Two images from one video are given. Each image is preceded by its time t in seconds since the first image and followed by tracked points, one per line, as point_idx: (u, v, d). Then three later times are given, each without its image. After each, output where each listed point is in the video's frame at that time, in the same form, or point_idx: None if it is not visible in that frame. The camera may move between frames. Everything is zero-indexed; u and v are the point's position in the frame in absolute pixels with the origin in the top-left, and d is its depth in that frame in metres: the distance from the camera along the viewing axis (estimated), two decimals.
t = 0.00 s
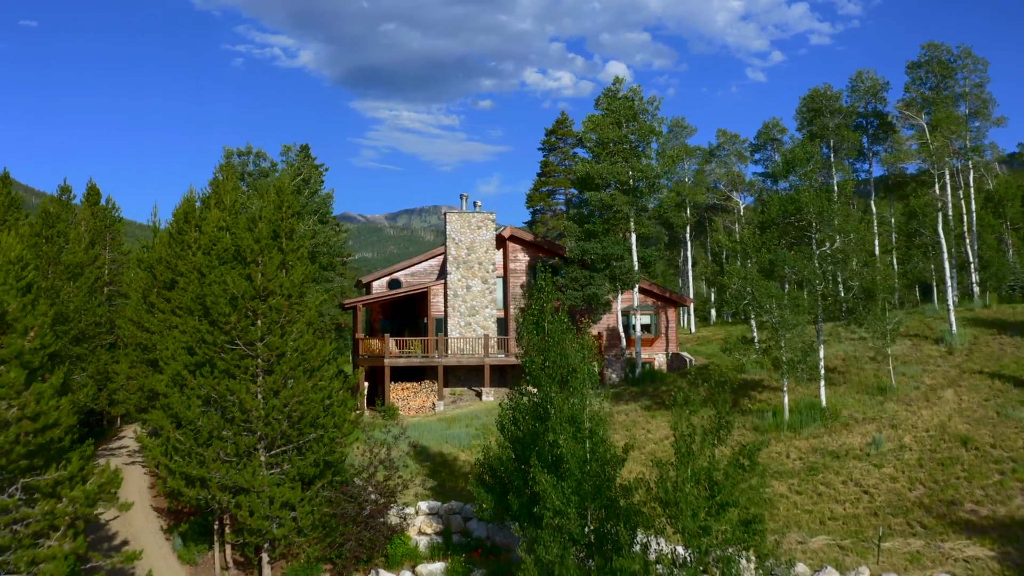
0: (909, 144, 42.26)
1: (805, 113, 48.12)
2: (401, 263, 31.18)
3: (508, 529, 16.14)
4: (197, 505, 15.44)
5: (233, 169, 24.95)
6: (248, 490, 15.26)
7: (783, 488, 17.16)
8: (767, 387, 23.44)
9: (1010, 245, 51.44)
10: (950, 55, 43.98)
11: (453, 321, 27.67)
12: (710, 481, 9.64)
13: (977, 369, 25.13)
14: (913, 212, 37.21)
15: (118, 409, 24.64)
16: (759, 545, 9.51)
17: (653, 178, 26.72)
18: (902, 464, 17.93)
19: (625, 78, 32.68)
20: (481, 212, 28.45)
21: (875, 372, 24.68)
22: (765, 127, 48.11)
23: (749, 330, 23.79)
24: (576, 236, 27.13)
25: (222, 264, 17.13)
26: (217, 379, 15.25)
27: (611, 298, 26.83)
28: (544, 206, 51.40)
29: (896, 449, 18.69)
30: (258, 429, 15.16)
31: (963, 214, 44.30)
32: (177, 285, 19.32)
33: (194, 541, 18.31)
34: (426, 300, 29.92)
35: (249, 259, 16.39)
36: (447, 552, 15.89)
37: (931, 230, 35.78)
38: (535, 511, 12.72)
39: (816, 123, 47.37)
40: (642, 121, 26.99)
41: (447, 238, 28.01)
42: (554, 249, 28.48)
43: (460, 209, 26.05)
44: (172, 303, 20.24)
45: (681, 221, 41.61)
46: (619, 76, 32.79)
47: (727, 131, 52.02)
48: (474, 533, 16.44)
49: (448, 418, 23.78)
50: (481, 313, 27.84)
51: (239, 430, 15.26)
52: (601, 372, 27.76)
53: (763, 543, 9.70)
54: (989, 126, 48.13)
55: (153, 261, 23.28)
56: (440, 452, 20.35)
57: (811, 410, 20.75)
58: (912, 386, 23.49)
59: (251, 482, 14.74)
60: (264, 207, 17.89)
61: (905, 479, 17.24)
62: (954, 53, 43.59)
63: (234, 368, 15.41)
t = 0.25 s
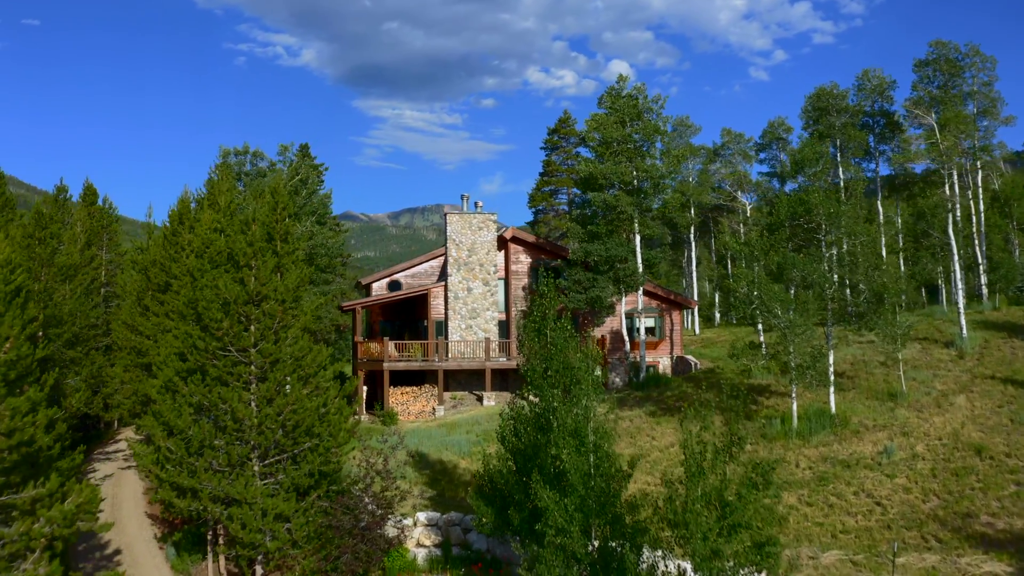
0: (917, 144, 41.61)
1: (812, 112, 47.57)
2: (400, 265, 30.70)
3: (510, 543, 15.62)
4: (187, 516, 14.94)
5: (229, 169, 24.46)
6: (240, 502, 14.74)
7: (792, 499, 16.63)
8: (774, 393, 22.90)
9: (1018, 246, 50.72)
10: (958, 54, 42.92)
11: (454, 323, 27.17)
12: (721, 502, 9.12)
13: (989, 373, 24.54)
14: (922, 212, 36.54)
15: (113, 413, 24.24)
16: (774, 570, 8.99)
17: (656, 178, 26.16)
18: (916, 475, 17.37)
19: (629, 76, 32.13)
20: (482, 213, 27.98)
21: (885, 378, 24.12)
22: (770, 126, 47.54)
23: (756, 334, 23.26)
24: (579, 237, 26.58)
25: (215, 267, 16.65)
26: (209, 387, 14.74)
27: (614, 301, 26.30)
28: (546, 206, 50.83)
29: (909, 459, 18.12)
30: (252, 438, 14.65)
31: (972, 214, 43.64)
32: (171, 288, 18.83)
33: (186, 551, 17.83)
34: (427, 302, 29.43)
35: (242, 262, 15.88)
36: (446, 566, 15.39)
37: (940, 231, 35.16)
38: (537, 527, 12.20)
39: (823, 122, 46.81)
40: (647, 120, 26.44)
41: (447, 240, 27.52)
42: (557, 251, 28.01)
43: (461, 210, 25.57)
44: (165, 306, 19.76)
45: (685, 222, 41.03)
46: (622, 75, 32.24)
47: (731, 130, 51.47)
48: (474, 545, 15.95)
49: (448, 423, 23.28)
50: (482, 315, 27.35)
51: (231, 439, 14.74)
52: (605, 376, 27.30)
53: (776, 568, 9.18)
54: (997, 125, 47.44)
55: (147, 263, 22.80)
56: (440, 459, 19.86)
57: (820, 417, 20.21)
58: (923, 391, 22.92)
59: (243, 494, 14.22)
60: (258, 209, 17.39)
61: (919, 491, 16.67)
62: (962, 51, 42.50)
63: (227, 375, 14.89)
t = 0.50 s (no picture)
0: (927, 143, 40.88)
1: (819, 110, 46.89)
2: (401, 266, 30.16)
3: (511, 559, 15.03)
4: (177, 531, 14.39)
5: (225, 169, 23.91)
6: (231, 516, 14.16)
7: (804, 513, 16.02)
8: (784, 399, 22.29)
9: None
10: (968, 51, 42.16)
11: (455, 327, 26.60)
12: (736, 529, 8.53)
13: (1005, 379, 23.85)
14: (933, 213, 35.82)
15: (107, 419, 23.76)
16: None
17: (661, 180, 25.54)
18: (933, 487, 16.71)
19: (634, 74, 31.47)
20: (484, 213, 27.43)
21: (898, 384, 23.47)
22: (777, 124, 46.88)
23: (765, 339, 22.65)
24: (583, 239, 25.93)
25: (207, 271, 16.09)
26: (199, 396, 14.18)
27: (619, 304, 25.68)
28: (550, 206, 50.22)
29: (925, 470, 17.46)
30: (243, 450, 14.07)
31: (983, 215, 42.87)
32: (163, 292, 18.29)
33: (179, 564, 17.31)
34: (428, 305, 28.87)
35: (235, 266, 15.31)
36: None
37: (952, 232, 34.46)
38: (539, 547, 11.61)
39: (830, 120, 46.12)
40: (653, 118, 25.81)
41: (449, 241, 26.96)
42: (561, 253, 27.43)
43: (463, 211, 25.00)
44: (158, 311, 19.22)
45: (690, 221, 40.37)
46: (627, 72, 31.58)
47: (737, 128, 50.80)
48: (474, 561, 15.37)
49: (449, 430, 22.73)
50: (484, 318, 26.77)
51: (222, 451, 14.18)
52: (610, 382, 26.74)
53: None
54: (1008, 124, 46.61)
55: (140, 265, 22.27)
56: (440, 468, 19.30)
57: (832, 425, 19.58)
58: (937, 398, 22.25)
59: (234, 508, 13.65)
60: (252, 210, 16.83)
61: (937, 505, 15.97)
62: (972, 49, 41.75)
63: (218, 384, 14.32)
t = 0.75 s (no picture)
0: (936, 141, 40.21)
1: (826, 109, 46.29)
2: (402, 267, 29.68)
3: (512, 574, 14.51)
4: (168, 544, 13.95)
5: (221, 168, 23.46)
6: (223, 528, 13.69)
7: (816, 525, 15.48)
8: (792, 405, 21.77)
9: None
10: (977, 49, 41.36)
11: (456, 329, 26.11)
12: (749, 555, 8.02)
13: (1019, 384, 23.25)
14: (942, 213, 35.16)
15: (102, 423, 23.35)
16: None
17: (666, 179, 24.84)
18: (948, 498, 16.11)
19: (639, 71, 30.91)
20: (486, 214, 26.95)
21: (909, 390, 22.91)
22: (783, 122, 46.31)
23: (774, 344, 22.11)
24: (586, 241, 25.32)
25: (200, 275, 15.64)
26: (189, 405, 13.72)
27: (624, 307, 25.16)
28: (553, 205, 49.70)
29: (940, 481, 16.88)
30: (235, 460, 13.61)
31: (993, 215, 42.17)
32: (156, 295, 17.86)
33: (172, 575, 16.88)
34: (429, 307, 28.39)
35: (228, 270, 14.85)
36: None
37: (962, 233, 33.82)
38: (541, 566, 11.13)
39: (837, 119, 45.52)
40: (658, 117, 25.26)
41: (450, 242, 26.47)
42: (564, 254, 26.96)
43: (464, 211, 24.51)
44: (151, 314, 18.78)
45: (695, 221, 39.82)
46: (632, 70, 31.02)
47: (742, 126, 50.24)
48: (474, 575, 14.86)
49: (450, 435, 22.28)
50: (486, 321, 26.29)
51: (214, 461, 13.72)
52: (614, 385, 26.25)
53: None
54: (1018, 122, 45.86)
55: (135, 267, 21.83)
56: (440, 476, 18.81)
57: (843, 433, 19.07)
58: (950, 404, 21.67)
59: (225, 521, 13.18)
60: (246, 212, 16.38)
61: (952, 518, 15.24)
62: (981, 46, 40.95)
63: (209, 392, 13.87)
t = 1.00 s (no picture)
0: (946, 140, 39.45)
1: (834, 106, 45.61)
2: (403, 267, 29.14)
3: None
4: (156, 559, 13.43)
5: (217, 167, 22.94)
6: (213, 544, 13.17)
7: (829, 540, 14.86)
8: (802, 412, 21.17)
9: None
10: (988, 45, 40.48)
11: (457, 332, 25.55)
12: None
13: None
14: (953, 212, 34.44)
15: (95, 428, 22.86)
16: None
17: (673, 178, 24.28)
18: (966, 511, 15.44)
19: (644, 68, 30.29)
20: (488, 214, 26.38)
21: (922, 396, 22.27)
22: (790, 120, 45.64)
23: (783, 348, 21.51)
24: (591, 242, 24.74)
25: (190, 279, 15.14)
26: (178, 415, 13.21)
27: (629, 309, 24.55)
28: (556, 203, 49.07)
29: (958, 493, 16.23)
30: (225, 473, 13.10)
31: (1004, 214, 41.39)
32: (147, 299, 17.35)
33: None
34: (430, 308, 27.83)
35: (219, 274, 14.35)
36: None
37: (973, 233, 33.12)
38: None
39: (846, 116, 44.84)
40: (665, 115, 24.63)
41: (451, 243, 25.91)
42: (568, 255, 26.39)
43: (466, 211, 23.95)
44: (143, 318, 18.26)
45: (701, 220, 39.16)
46: (638, 66, 30.37)
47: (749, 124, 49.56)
48: None
49: (451, 442, 21.74)
50: (488, 323, 25.73)
51: (203, 474, 13.20)
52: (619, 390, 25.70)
53: None
54: None
55: (128, 268, 21.32)
56: (440, 485, 18.27)
57: (856, 442, 18.48)
58: (965, 411, 21.01)
59: (214, 536, 12.65)
60: (239, 214, 15.86)
61: (971, 532, 14.62)
62: (992, 42, 40.07)
63: (199, 402, 13.36)
